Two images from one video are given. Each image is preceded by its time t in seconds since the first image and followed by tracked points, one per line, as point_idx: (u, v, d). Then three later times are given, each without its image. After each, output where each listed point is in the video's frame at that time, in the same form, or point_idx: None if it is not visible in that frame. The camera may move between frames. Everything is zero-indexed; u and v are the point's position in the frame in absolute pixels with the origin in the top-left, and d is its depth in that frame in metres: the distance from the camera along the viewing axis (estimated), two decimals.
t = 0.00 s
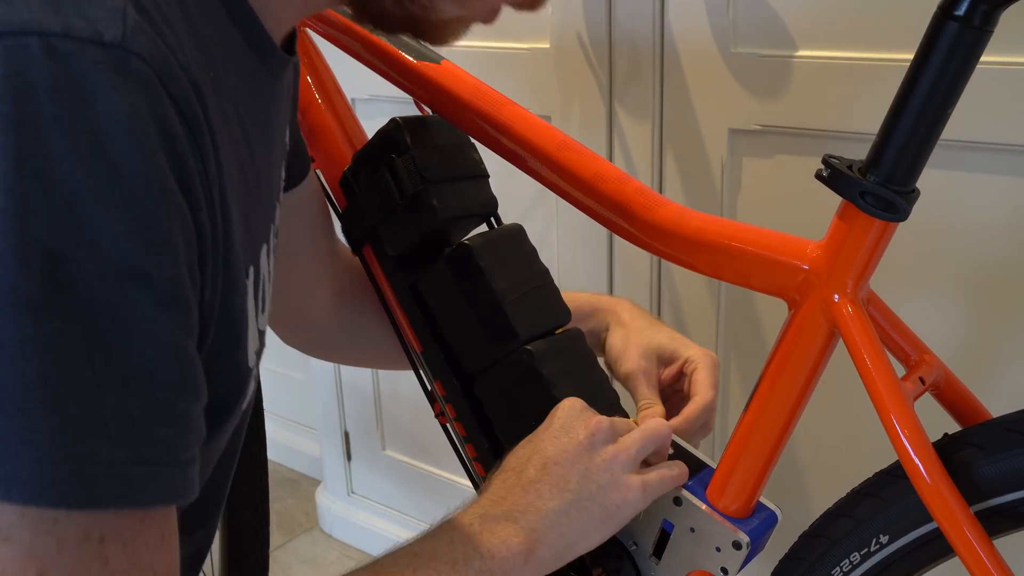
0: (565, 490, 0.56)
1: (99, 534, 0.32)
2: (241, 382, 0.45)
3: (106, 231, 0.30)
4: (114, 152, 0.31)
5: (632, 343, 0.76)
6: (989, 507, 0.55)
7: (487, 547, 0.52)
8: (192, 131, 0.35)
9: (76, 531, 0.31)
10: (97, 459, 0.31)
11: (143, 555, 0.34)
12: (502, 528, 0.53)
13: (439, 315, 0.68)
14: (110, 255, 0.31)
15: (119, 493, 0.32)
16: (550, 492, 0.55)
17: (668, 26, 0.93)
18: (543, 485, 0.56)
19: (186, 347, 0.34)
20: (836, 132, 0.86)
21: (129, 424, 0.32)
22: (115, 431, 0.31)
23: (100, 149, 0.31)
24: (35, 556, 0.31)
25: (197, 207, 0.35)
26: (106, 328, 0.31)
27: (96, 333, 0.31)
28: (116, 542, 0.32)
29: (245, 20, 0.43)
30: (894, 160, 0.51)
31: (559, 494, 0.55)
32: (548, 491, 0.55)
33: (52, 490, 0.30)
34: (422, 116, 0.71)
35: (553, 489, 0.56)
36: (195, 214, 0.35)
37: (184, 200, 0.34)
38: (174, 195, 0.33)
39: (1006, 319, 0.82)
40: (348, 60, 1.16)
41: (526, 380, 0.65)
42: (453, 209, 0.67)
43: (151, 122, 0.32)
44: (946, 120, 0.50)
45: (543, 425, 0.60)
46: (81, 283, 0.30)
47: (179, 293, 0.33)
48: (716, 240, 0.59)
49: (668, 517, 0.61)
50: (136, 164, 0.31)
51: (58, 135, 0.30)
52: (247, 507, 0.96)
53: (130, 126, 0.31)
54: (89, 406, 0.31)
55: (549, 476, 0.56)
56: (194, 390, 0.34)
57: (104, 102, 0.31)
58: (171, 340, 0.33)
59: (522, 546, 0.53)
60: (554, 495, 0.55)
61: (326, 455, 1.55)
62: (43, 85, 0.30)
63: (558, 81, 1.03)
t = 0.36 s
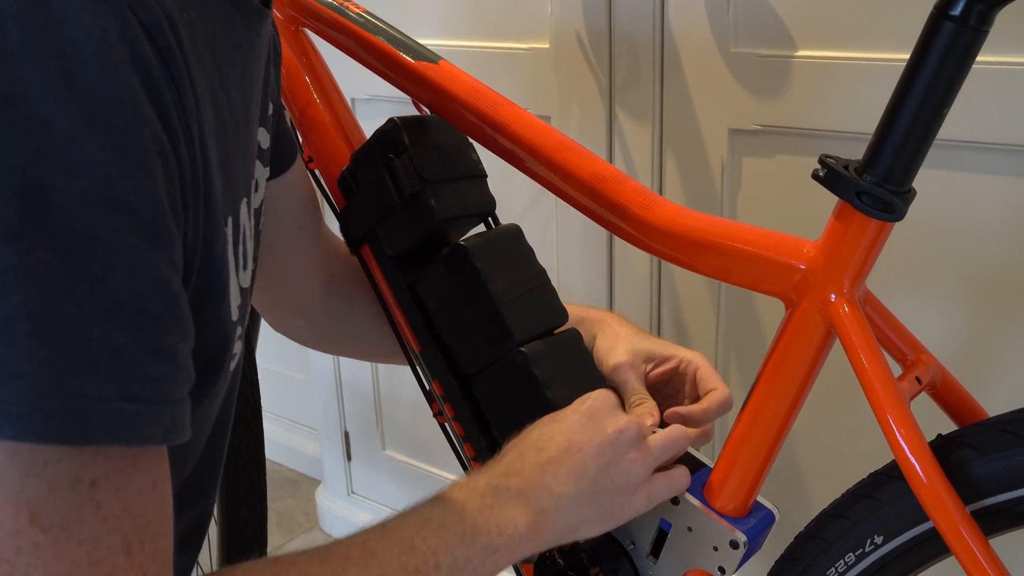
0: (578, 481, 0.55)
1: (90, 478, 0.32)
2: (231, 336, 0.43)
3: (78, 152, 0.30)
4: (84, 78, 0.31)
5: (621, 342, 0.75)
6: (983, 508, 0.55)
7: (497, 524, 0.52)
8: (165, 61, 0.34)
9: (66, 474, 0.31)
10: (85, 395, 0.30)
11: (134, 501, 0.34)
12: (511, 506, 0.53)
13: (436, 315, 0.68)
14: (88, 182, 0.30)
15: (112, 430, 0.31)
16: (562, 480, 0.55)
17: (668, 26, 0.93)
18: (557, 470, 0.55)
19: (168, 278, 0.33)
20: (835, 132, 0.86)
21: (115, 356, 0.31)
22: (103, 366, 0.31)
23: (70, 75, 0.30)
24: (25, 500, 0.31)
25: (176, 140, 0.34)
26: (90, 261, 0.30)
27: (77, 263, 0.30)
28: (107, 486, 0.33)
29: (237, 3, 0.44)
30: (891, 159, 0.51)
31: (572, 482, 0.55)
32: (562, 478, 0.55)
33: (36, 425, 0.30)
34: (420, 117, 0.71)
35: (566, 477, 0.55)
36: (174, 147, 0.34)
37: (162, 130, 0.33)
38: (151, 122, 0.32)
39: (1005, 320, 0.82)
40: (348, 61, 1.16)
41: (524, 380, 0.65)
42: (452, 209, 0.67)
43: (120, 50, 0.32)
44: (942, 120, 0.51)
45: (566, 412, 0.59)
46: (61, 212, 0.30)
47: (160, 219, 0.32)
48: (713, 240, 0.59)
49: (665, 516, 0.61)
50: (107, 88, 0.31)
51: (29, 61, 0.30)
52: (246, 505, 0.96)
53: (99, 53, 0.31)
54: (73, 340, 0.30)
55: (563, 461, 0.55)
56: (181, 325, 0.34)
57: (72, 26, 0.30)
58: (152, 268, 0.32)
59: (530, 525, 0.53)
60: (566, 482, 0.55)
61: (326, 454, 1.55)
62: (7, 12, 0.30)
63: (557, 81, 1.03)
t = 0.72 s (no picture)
0: (608, 432, 0.56)
1: (141, 411, 0.31)
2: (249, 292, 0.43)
3: (112, 76, 0.29)
4: None
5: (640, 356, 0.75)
6: (990, 508, 0.55)
7: (527, 453, 0.52)
8: None
9: (120, 405, 0.31)
10: (122, 319, 0.30)
11: (183, 438, 0.33)
12: (542, 441, 0.53)
13: (439, 316, 0.68)
14: (121, 105, 0.30)
15: (143, 356, 0.30)
16: (595, 426, 0.56)
17: (668, 26, 0.93)
18: (589, 418, 0.56)
19: (200, 210, 0.32)
20: (836, 131, 0.86)
21: (148, 283, 0.30)
22: (136, 292, 0.30)
23: None
24: (82, 429, 0.30)
25: (210, 79, 0.34)
26: (125, 187, 0.30)
27: (111, 185, 0.29)
28: (159, 420, 0.32)
29: None
30: (897, 160, 0.51)
31: (604, 430, 0.56)
32: (595, 424, 0.56)
33: (80, 347, 0.29)
34: (422, 116, 0.71)
35: (598, 425, 0.56)
36: (208, 87, 0.34)
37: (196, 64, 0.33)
38: (184, 56, 0.32)
39: (1007, 321, 0.82)
40: (347, 61, 1.16)
41: (527, 381, 0.65)
42: (455, 210, 0.67)
43: None
44: (949, 120, 0.50)
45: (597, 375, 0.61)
46: (100, 134, 0.29)
47: (193, 149, 0.32)
48: (718, 240, 0.59)
49: (670, 517, 0.61)
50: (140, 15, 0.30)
51: None
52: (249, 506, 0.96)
53: None
54: (107, 264, 0.29)
55: (595, 412, 0.57)
56: (210, 263, 0.33)
57: None
58: (184, 198, 0.31)
59: (558, 463, 0.53)
60: (598, 429, 0.56)
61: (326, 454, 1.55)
62: None
63: (557, 81, 1.03)
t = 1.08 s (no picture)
0: (588, 482, 0.55)
1: (158, 317, 0.31)
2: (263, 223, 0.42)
3: None
4: None
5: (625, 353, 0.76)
6: (981, 507, 0.55)
7: (533, 526, 0.51)
8: None
9: (135, 309, 0.30)
10: (140, 210, 0.29)
11: (201, 354, 0.33)
12: (542, 513, 0.52)
13: (436, 315, 0.68)
14: None
15: (167, 252, 0.30)
16: (573, 484, 0.54)
17: (668, 26, 0.93)
18: (564, 480, 0.54)
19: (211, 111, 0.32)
20: (835, 131, 0.86)
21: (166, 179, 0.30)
22: (156, 185, 0.30)
23: None
24: (98, 331, 0.29)
25: None
26: (139, 76, 0.29)
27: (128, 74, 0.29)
28: (176, 331, 0.32)
29: None
30: (889, 160, 0.51)
31: (584, 483, 0.54)
32: (572, 483, 0.54)
33: (98, 233, 0.28)
34: (419, 116, 0.71)
35: (574, 480, 0.54)
36: None
37: None
38: None
39: (1004, 321, 0.82)
40: (348, 61, 1.16)
41: (524, 380, 0.65)
42: (452, 209, 0.68)
43: None
44: (941, 120, 0.51)
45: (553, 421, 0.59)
46: (111, 18, 0.29)
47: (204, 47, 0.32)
48: (712, 240, 0.60)
49: (664, 516, 0.61)
50: None
51: None
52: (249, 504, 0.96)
53: None
54: (122, 150, 0.29)
55: (565, 468, 0.55)
56: (227, 164, 0.33)
57: None
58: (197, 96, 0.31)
59: (568, 536, 0.52)
60: (575, 485, 0.54)
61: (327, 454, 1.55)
62: None
63: (557, 81, 1.03)
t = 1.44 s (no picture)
0: (572, 528, 0.55)
1: (132, 362, 0.31)
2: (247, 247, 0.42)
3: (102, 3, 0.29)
4: None
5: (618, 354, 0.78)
6: (984, 507, 0.55)
7: (510, 573, 0.51)
8: None
9: (111, 355, 0.31)
10: (110, 257, 0.29)
11: (173, 396, 0.34)
12: (519, 557, 0.53)
13: (436, 316, 0.68)
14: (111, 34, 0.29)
15: (136, 300, 0.30)
16: (557, 529, 0.55)
17: (668, 26, 0.93)
18: (549, 524, 0.55)
19: (189, 148, 0.32)
20: (836, 131, 0.86)
21: (136, 223, 0.30)
22: (126, 231, 0.30)
23: None
24: (72, 379, 0.30)
25: (199, 13, 0.33)
26: (115, 118, 0.29)
27: (105, 117, 0.29)
28: (149, 374, 0.32)
29: None
30: (889, 160, 0.51)
31: (567, 529, 0.55)
32: (556, 528, 0.55)
33: (68, 284, 0.28)
34: (419, 117, 0.71)
35: (558, 526, 0.55)
36: (197, 21, 0.33)
37: None
38: None
39: (1004, 321, 0.82)
40: (348, 61, 1.16)
41: (524, 379, 0.65)
42: (452, 210, 0.68)
43: None
44: (941, 120, 0.50)
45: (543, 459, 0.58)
46: (88, 60, 0.29)
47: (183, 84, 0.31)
48: (713, 239, 0.59)
49: (665, 516, 0.61)
50: None
51: None
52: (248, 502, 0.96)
53: None
54: (95, 197, 0.29)
55: (552, 512, 0.55)
56: (203, 205, 0.33)
57: None
58: (173, 136, 0.31)
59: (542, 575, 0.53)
60: (559, 530, 0.55)
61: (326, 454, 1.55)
62: None
63: (557, 81, 1.03)
